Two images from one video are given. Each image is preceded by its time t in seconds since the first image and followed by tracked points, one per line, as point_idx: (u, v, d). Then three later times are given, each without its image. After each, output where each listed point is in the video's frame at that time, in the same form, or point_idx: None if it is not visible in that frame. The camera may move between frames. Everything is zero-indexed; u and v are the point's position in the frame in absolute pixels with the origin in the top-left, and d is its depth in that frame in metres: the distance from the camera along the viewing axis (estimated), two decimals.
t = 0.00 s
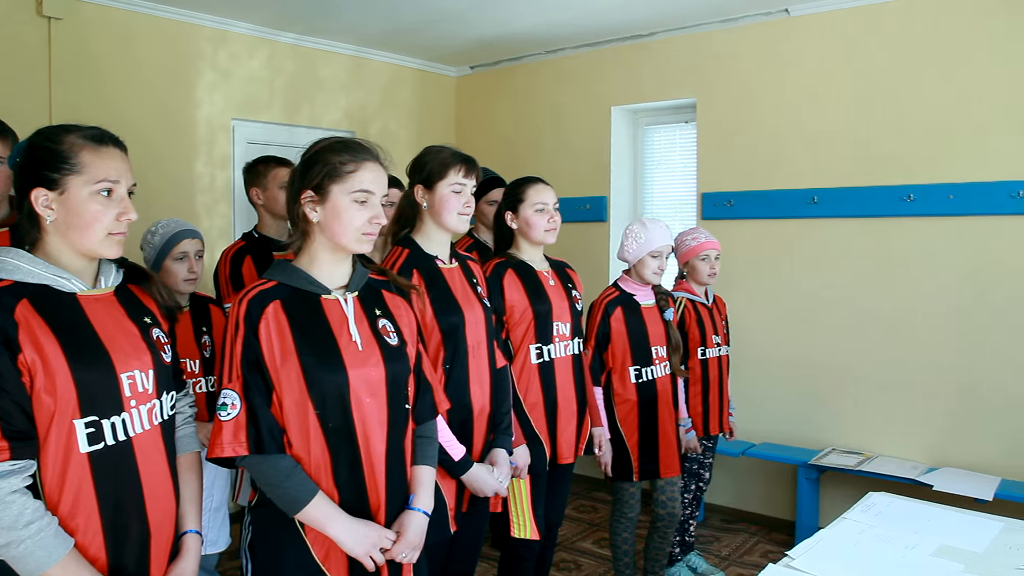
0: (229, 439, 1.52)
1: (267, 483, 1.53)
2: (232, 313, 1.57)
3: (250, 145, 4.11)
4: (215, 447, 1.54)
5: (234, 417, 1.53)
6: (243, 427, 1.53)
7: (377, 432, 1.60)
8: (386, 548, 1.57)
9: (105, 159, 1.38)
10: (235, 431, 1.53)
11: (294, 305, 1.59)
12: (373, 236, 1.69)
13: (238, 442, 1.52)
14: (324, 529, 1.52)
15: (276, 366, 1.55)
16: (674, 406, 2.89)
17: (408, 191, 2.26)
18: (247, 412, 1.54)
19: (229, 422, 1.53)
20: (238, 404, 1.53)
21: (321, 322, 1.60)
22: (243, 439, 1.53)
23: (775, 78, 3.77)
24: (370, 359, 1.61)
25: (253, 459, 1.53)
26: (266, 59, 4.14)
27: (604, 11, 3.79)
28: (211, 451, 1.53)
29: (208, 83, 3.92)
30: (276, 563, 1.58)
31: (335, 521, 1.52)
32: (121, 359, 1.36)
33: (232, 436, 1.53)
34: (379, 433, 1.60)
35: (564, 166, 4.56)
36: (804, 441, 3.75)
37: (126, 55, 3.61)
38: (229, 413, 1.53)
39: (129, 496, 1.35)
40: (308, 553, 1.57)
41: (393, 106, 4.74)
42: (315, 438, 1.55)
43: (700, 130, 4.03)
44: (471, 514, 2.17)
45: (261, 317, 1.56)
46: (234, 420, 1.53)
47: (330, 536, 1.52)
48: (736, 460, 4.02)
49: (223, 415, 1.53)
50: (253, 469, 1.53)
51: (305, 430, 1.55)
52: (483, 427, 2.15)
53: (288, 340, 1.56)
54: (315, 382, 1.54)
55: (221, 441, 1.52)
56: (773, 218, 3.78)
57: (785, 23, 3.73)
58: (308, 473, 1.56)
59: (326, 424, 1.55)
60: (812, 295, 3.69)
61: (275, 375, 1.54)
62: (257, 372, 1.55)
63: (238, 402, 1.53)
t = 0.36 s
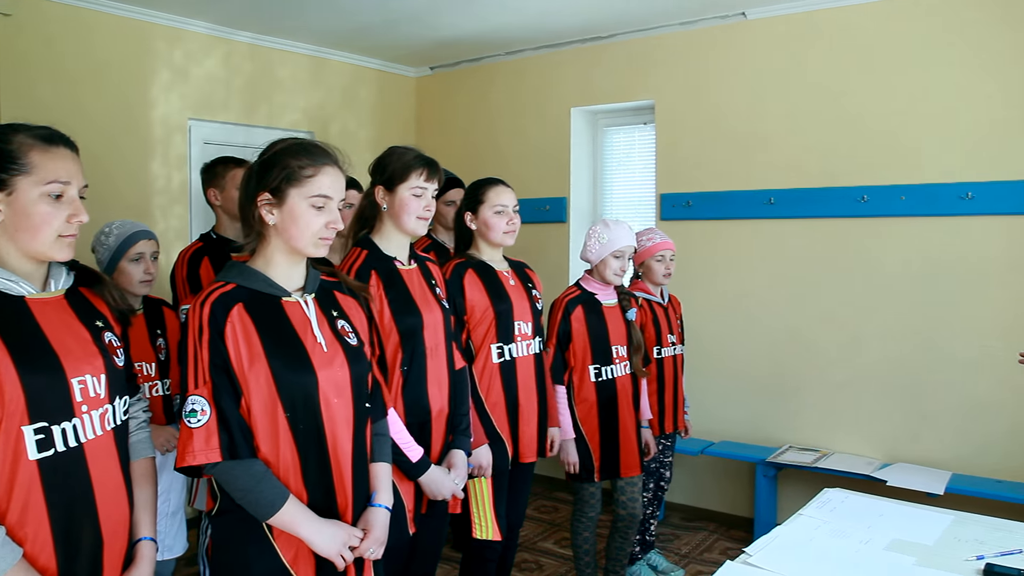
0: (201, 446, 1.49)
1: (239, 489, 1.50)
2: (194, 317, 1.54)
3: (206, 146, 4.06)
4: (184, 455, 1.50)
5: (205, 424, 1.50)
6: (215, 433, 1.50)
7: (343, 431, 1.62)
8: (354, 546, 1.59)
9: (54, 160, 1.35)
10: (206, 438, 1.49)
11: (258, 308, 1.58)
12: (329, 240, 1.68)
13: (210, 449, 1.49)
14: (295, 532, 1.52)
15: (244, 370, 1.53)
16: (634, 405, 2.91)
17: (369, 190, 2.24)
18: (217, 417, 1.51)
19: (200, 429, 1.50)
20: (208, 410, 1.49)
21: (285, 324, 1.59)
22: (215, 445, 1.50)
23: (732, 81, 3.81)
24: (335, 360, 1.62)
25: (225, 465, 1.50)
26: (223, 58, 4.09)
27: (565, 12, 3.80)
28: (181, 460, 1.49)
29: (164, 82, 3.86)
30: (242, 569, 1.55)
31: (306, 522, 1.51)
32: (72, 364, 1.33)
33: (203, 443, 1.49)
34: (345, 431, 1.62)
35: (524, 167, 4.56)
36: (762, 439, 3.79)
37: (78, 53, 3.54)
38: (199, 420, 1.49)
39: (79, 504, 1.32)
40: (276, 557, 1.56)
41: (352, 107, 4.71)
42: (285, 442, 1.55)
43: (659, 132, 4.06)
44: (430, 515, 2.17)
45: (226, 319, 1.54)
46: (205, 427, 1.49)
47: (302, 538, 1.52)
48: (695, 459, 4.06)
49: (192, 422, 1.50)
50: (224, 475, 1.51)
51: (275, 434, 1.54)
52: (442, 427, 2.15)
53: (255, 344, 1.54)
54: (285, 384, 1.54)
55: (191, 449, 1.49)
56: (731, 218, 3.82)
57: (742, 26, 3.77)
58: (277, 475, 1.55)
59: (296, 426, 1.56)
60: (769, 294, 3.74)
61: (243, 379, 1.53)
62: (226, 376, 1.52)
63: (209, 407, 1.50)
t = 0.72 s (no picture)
0: (164, 451, 1.47)
1: (200, 495, 1.49)
2: (153, 320, 1.51)
3: (159, 147, 3.99)
4: (145, 461, 1.48)
5: (167, 428, 1.48)
6: (178, 437, 1.48)
7: (303, 434, 1.63)
8: (311, 547, 1.60)
9: None
10: (169, 442, 1.47)
11: (217, 311, 1.56)
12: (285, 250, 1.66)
13: (173, 454, 1.47)
14: (254, 537, 1.52)
15: (206, 374, 1.52)
16: (589, 405, 2.93)
17: (325, 192, 2.22)
18: (180, 421, 1.49)
19: (162, 433, 1.48)
20: (170, 415, 1.48)
21: (246, 327, 1.58)
22: (178, 449, 1.48)
23: (688, 83, 3.85)
24: (295, 362, 1.63)
25: (188, 470, 1.49)
26: (176, 57, 4.03)
27: (522, 15, 3.81)
28: (142, 465, 1.47)
29: (115, 82, 3.79)
30: None
31: (265, 527, 1.52)
32: (17, 370, 1.31)
33: (165, 447, 1.47)
34: (304, 433, 1.63)
35: (480, 168, 4.56)
36: (718, 438, 3.83)
37: (25, 51, 3.46)
38: (161, 424, 1.47)
39: (25, 513, 1.29)
40: (234, 564, 1.55)
41: (308, 107, 4.67)
42: (246, 447, 1.55)
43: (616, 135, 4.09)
44: (387, 519, 2.16)
45: (187, 322, 1.52)
46: (168, 432, 1.48)
47: (261, 543, 1.52)
48: (652, 459, 4.09)
49: (154, 426, 1.47)
50: (186, 480, 1.49)
51: (235, 439, 1.54)
52: (398, 430, 2.15)
53: (217, 347, 1.53)
54: (246, 387, 1.54)
55: (153, 455, 1.47)
56: (686, 220, 3.86)
57: (696, 30, 3.81)
58: (237, 479, 1.55)
59: (258, 430, 1.56)
60: (724, 294, 3.79)
61: (204, 382, 1.52)
62: (188, 379, 1.51)
63: (170, 412, 1.48)
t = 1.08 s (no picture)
0: (122, 457, 1.45)
1: (161, 501, 1.47)
2: (109, 325, 1.49)
3: (113, 147, 3.94)
4: (103, 468, 1.45)
5: (126, 434, 1.45)
6: (136, 442, 1.46)
7: (264, 435, 1.63)
8: (275, 550, 1.60)
9: None
10: (127, 448, 1.45)
11: (175, 314, 1.54)
12: (240, 247, 1.64)
13: (131, 459, 1.45)
14: (216, 541, 1.51)
15: (164, 377, 1.50)
16: (552, 405, 2.94)
17: (283, 194, 2.20)
18: (138, 426, 1.47)
19: (120, 439, 1.45)
20: (128, 420, 1.45)
21: (205, 330, 1.57)
22: (137, 454, 1.46)
23: (647, 85, 3.88)
24: (255, 364, 1.62)
25: (148, 476, 1.47)
26: (131, 56, 3.96)
27: (483, 16, 3.81)
28: (100, 472, 1.44)
29: (67, 81, 3.72)
30: None
31: (228, 531, 1.51)
32: None
33: (124, 453, 1.45)
34: (265, 435, 1.63)
35: (441, 169, 4.55)
36: (678, 437, 3.87)
37: None
38: (119, 430, 1.45)
39: None
40: (196, 569, 1.53)
41: (266, 108, 4.62)
42: (207, 450, 1.54)
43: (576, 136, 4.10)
44: (346, 522, 2.14)
45: (144, 325, 1.50)
46: (126, 437, 1.45)
47: (224, 547, 1.51)
48: (613, 458, 4.11)
49: (112, 432, 1.45)
50: (146, 486, 1.47)
51: (196, 442, 1.53)
52: (357, 432, 2.13)
53: (175, 350, 1.52)
54: (206, 390, 1.53)
55: (111, 462, 1.44)
56: (646, 220, 3.89)
57: (655, 33, 3.85)
58: (197, 483, 1.54)
59: (219, 433, 1.55)
60: (683, 294, 3.82)
61: (163, 386, 1.50)
62: (146, 384, 1.49)
63: (129, 417, 1.46)
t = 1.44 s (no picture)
0: (86, 462, 1.43)
1: (126, 505, 1.45)
2: (68, 328, 1.46)
3: (75, 146, 3.87)
4: (66, 473, 1.43)
5: (89, 438, 1.43)
6: (100, 446, 1.44)
7: (230, 437, 1.62)
8: (245, 553, 1.59)
9: None
10: (91, 452, 1.43)
11: (138, 316, 1.52)
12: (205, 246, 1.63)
13: (95, 464, 1.43)
14: (184, 545, 1.49)
15: (128, 380, 1.48)
16: (524, 404, 2.95)
17: (248, 195, 2.18)
18: (102, 430, 1.45)
19: (83, 444, 1.43)
20: (91, 424, 1.44)
21: (169, 332, 1.55)
22: (101, 459, 1.44)
23: (614, 86, 3.90)
24: (220, 365, 1.62)
25: (112, 480, 1.45)
26: (93, 54, 3.90)
27: (451, 16, 3.80)
28: (63, 477, 1.42)
29: (28, 79, 3.65)
30: None
31: (197, 534, 1.49)
32: None
33: (87, 458, 1.43)
34: (232, 436, 1.62)
35: (410, 169, 4.53)
36: (647, 436, 3.89)
37: None
38: (82, 434, 1.43)
39: None
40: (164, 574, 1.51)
41: (232, 107, 4.57)
42: (173, 453, 1.53)
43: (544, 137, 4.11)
44: (315, 524, 2.13)
45: (106, 328, 1.48)
46: (89, 441, 1.43)
47: (192, 550, 1.50)
48: (583, 458, 4.12)
49: (74, 437, 1.43)
50: (111, 491, 1.45)
51: (162, 445, 1.52)
52: (326, 434, 2.12)
53: (139, 353, 1.50)
54: (171, 392, 1.52)
55: (75, 467, 1.42)
56: (614, 221, 3.91)
57: (622, 34, 3.86)
58: (164, 486, 1.53)
59: (185, 435, 1.54)
60: (651, 293, 3.85)
61: (127, 389, 1.48)
62: (109, 387, 1.47)
63: (91, 421, 1.44)
